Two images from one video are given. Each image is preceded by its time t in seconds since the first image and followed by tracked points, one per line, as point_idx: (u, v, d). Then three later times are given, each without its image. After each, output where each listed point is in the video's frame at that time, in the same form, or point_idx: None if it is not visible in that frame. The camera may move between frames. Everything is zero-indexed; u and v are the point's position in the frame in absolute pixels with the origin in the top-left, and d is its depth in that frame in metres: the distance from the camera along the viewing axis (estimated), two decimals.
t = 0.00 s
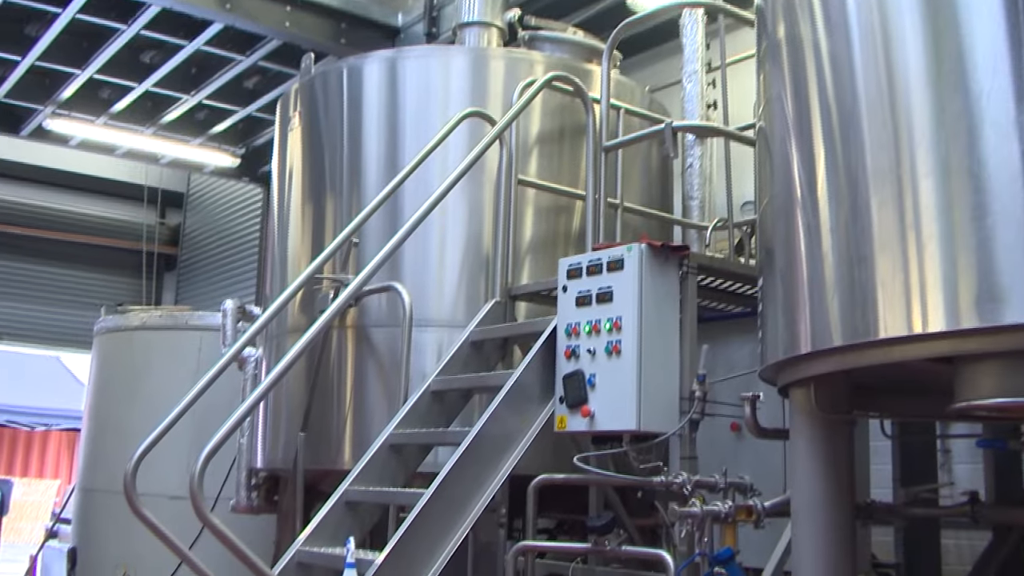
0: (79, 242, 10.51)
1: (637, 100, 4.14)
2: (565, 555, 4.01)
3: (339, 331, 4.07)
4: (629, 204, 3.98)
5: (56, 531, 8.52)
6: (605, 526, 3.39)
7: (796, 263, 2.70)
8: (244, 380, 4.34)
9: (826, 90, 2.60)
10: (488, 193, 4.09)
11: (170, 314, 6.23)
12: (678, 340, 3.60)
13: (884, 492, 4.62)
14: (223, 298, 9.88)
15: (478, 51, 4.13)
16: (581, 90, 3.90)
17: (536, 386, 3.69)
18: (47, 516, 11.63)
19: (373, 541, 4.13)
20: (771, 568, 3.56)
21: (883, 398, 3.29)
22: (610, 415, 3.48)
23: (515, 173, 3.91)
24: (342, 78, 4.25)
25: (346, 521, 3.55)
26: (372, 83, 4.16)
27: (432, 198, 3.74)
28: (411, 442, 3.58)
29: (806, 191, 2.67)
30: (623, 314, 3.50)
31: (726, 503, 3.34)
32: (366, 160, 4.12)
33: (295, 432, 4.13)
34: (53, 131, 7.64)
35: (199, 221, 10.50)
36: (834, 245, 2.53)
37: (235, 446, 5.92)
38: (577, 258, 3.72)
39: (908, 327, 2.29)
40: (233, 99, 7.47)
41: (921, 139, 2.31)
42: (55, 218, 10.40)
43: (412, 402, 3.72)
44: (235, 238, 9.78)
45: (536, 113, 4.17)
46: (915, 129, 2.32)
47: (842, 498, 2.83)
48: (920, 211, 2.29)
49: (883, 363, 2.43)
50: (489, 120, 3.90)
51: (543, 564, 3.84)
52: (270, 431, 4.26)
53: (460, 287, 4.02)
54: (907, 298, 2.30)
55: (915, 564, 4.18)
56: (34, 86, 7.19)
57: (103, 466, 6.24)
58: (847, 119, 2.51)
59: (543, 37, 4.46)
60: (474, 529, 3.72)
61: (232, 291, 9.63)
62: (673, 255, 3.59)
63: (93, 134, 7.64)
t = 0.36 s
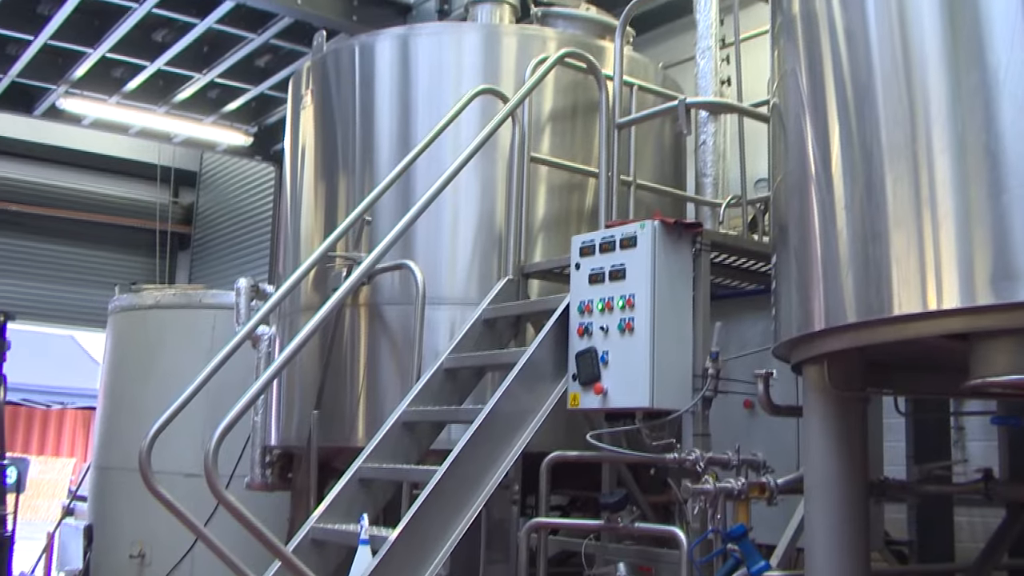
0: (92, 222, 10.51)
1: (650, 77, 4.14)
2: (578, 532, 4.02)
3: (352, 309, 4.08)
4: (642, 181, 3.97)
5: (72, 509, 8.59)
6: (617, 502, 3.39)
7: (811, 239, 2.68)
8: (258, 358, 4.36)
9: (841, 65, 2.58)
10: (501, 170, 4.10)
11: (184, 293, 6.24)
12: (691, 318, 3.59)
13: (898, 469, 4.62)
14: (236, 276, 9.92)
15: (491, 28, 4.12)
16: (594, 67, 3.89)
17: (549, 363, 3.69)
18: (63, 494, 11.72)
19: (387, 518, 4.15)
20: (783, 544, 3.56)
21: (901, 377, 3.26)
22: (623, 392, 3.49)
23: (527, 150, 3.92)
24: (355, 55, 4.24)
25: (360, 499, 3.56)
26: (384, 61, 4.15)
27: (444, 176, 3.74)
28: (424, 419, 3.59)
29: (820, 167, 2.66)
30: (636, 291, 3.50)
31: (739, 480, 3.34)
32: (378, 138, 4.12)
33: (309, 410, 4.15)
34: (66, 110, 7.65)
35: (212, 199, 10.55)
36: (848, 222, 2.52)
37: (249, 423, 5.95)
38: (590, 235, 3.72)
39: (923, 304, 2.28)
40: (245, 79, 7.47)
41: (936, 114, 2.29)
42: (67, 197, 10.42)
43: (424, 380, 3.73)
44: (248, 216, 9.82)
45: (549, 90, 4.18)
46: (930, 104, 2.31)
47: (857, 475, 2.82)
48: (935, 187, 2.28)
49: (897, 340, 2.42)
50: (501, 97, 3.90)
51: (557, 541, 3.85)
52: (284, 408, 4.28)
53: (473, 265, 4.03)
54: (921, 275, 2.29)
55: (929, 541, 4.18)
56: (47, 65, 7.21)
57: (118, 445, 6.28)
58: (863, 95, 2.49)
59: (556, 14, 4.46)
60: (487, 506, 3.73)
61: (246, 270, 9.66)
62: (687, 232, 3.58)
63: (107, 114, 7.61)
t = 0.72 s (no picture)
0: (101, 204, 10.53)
1: (661, 56, 4.13)
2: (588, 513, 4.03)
3: (362, 290, 4.09)
4: (653, 162, 3.97)
5: (85, 491, 8.64)
6: (628, 483, 3.39)
7: (822, 219, 2.67)
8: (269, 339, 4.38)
9: (854, 44, 2.56)
10: (511, 151, 4.09)
11: (195, 275, 6.26)
12: (702, 299, 3.59)
13: (909, 450, 4.62)
14: (247, 259, 9.94)
15: (500, 8, 4.11)
16: (604, 47, 3.87)
17: (560, 344, 3.69)
18: (76, 476, 11.80)
19: (398, 499, 4.17)
20: (794, 526, 3.56)
21: (913, 358, 3.25)
22: (634, 373, 3.49)
23: (537, 131, 3.92)
24: (364, 36, 4.24)
25: (371, 480, 3.57)
26: (393, 42, 4.14)
27: (454, 157, 3.73)
28: (435, 400, 3.59)
29: (832, 147, 2.64)
30: (647, 272, 3.50)
31: (750, 461, 3.34)
32: (388, 119, 4.11)
33: (320, 391, 4.16)
34: (75, 93, 7.65)
35: (222, 181, 10.56)
36: (860, 202, 2.50)
37: (260, 405, 5.98)
38: (600, 216, 3.71)
39: (935, 285, 2.27)
40: (255, 59, 7.45)
41: (950, 94, 2.27)
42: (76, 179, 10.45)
43: (435, 361, 3.73)
44: (258, 198, 9.83)
45: (559, 71, 4.17)
46: (944, 84, 2.29)
47: (868, 455, 2.82)
48: (948, 166, 2.26)
49: (910, 321, 2.41)
50: (511, 78, 3.89)
51: (567, 522, 3.86)
52: (296, 390, 4.29)
53: (483, 245, 4.03)
54: (934, 255, 2.28)
55: (940, 523, 4.17)
56: (56, 47, 7.21)
57: (131, 427, 6.32)
58: (875, 74, 2.48)
59: None
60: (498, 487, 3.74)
61: (256, 252, 9.69)
62: (698, 213, 3.58)
63: (117, 97, 7.61)
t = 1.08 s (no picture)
0: (111, 191, 10.54)
1: (671, 41, 4.11)
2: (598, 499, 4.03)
3: (372, 277, 4.09)
4: (663, 148, 3.96)
5: (98, 477, 8.69)
6: (637, 469, 3.39)
7: (832, 204, 2.66)
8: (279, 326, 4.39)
9: (865, 28, 2.55)
10: (520, 137, 4.09)
11: (204, 262, 6.27)
12: (711, 285, 3.58)
13: (920, 436, 4.61)
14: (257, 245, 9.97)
15: None
16: (614, 32, 3.86)
17: (570, 330, 3.69)
18: (88, 463, 11.87)
19: (408, 485, 4.18)
20: (804, 511, 3.56)
21: (924, 345, 3.24)
22: (643, 359, 3.49)
23: (546, 117, 3.92)
24: (373, 22, 4.23)
25: (381, 466, 3.58)
26: (402, 28, 4.13)
27: (463, 143, 3.73)
28: (445, 386, 3.59)
29: (842, 132, 2.63)
30: (656, 258, 3.49)
31: (760, 447, 3.34)
32: (396, 105, 4.11)
33: (330, 377, 4.17)
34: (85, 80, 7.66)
35: (232, 168, 10.58)
36: (871, 187, 2.49)
37: (271, 391, 6.00)
38: (610, 202, 3.71)
39: (946, 270, 2.26)
40: (263, 46, 7.45)
41: (962, 78, 2.26)
42: (86, 165, 10.50)
43: (445, 347, 3.73)
44: (268, 185, 9.84)
45: (568, 56, 4.16)
46: (956, 68, 2.27)
47: (878, 441, 2.81)
48: (959, 151, 2.25)
49: (920, 306, 2.40)
50: (521, 64, 3.88)
51: (577, 508, 3.86)
52: (305, 376, 4.31)
53: (492, 231, 4.03)
54: (945, 240, 2.27)
55: (951, 508, 4.17)
56: (66, 34, 7.21)
57: (141, 414, 6.35)
58: (886, 57, 2.46)
59: None
60: (508, 473, 3.75)
61: (266, 239, 9.71)
62: (707, 199, 3.58)
63: (126, 84, 7.64)
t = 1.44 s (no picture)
0: (121, 178, 10.56)
1: (682, 27, 4.10)
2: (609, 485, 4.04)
3: (383, 263, 4.10)
4: (673, 134, 3.95)
5: (111, 464, 8.72)
6: (648, 455, 3.39)
7: (844, 190, 2.65)
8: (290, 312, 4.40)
9: (878, 12, 2.53)
10: (531, 122, 4.08)
11: (215, 249, 6.28)
12: (722, 271, 3.58)
13: (932, 422, 4.60)
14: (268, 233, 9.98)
15: None
16: (625, 18, 3.84)
17: (581, 317, 3.68)
18: (101, 449, 11.93)
19: (420, 471, 4.19)
20: (816, 497, 3.56)
21: (937, 330, 3.22)
22: (654, 346, 3.49)
23: (557, 103, 3.91)
24: (383, 9, 4.22)
25: (392, 452, 3.59)
26: (412, 14, 4.12)
27: (473, 129, 3.72)
28: (456, 372, 3.60)
29: (855, 117, 2.61)
30: (668, 244, 3.49)
31: (771, 433, 3.33)
32: (406, 91, 4.10)
33: (341, 363, 4.18)
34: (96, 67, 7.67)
35: (242, 155, 10.59)
36: (883, 172, 2.48)
37: (282, 378, 6.01)
38: (621, 188, 3.70)
39: (959, 257, 2.25)
40: (273, 33, 7.44)
41: (976, 63, 2.24)
42: (100, 153, 10.49)
43: (455, 334, 3.73)
44: (278, 172, 9.86)
45: (579, 42, 4.15)
46: (970, 53, 2.26)
47: (889, 426, 2.80)
48: (972, 137, 2.24)
49: (932, 292, 2.39)
50: (531, 50, 3.87)
51: (588, 494, 3.87)
52: (317, 363, 4.31)
53: (503, 217, 4.02)
54: (958, 226, 2.26)
55: (963, 494, 4.16)
56: (77, 22, 7.21)
57: (154, 400, 6.38)
58: (899, 42, 2.44)
59: None
60: (519, 459, 3.75)
61: (277, 226, 9.72)
62: (719, 184, 3.57)
63: (137, 71, 7.64)
